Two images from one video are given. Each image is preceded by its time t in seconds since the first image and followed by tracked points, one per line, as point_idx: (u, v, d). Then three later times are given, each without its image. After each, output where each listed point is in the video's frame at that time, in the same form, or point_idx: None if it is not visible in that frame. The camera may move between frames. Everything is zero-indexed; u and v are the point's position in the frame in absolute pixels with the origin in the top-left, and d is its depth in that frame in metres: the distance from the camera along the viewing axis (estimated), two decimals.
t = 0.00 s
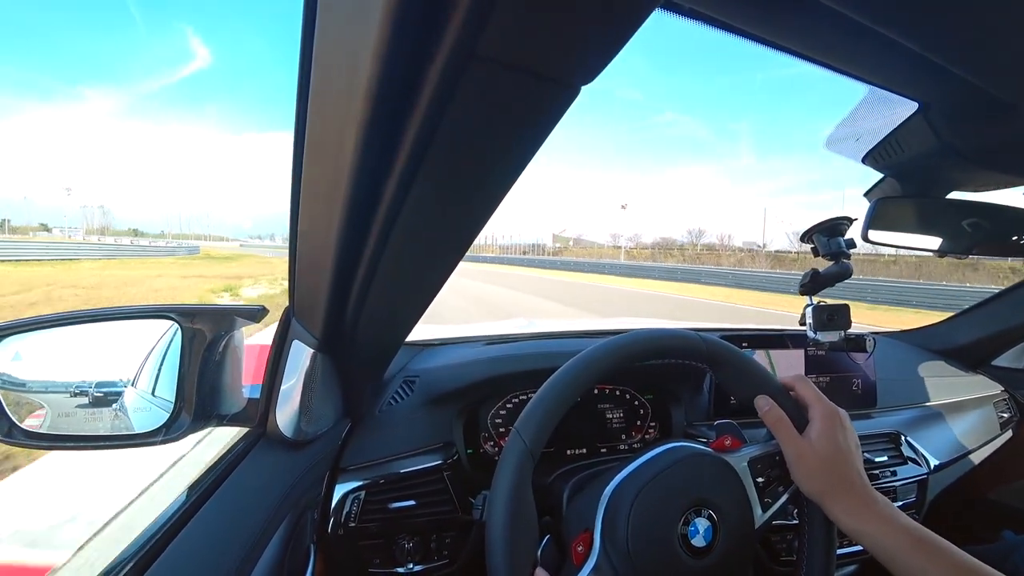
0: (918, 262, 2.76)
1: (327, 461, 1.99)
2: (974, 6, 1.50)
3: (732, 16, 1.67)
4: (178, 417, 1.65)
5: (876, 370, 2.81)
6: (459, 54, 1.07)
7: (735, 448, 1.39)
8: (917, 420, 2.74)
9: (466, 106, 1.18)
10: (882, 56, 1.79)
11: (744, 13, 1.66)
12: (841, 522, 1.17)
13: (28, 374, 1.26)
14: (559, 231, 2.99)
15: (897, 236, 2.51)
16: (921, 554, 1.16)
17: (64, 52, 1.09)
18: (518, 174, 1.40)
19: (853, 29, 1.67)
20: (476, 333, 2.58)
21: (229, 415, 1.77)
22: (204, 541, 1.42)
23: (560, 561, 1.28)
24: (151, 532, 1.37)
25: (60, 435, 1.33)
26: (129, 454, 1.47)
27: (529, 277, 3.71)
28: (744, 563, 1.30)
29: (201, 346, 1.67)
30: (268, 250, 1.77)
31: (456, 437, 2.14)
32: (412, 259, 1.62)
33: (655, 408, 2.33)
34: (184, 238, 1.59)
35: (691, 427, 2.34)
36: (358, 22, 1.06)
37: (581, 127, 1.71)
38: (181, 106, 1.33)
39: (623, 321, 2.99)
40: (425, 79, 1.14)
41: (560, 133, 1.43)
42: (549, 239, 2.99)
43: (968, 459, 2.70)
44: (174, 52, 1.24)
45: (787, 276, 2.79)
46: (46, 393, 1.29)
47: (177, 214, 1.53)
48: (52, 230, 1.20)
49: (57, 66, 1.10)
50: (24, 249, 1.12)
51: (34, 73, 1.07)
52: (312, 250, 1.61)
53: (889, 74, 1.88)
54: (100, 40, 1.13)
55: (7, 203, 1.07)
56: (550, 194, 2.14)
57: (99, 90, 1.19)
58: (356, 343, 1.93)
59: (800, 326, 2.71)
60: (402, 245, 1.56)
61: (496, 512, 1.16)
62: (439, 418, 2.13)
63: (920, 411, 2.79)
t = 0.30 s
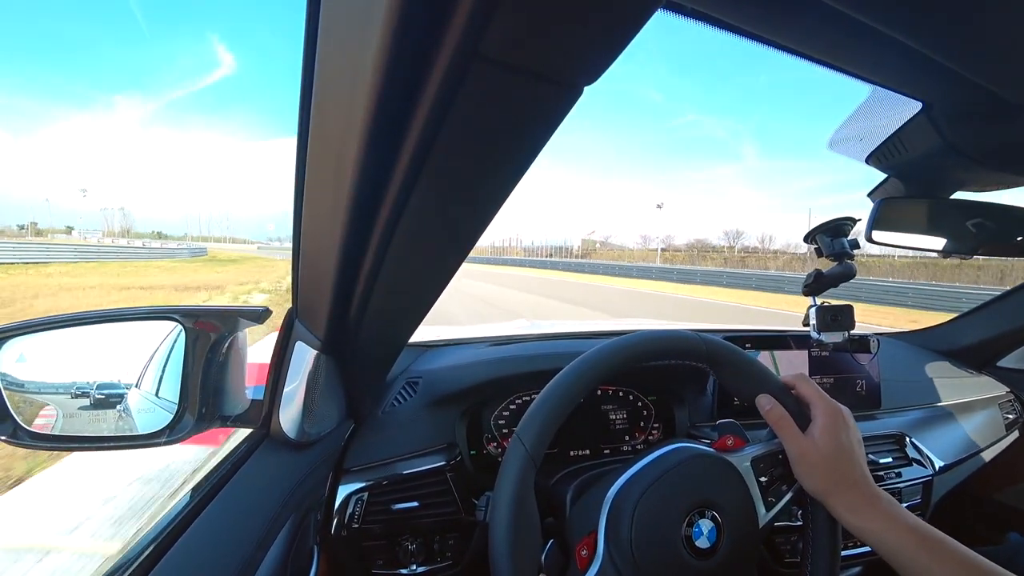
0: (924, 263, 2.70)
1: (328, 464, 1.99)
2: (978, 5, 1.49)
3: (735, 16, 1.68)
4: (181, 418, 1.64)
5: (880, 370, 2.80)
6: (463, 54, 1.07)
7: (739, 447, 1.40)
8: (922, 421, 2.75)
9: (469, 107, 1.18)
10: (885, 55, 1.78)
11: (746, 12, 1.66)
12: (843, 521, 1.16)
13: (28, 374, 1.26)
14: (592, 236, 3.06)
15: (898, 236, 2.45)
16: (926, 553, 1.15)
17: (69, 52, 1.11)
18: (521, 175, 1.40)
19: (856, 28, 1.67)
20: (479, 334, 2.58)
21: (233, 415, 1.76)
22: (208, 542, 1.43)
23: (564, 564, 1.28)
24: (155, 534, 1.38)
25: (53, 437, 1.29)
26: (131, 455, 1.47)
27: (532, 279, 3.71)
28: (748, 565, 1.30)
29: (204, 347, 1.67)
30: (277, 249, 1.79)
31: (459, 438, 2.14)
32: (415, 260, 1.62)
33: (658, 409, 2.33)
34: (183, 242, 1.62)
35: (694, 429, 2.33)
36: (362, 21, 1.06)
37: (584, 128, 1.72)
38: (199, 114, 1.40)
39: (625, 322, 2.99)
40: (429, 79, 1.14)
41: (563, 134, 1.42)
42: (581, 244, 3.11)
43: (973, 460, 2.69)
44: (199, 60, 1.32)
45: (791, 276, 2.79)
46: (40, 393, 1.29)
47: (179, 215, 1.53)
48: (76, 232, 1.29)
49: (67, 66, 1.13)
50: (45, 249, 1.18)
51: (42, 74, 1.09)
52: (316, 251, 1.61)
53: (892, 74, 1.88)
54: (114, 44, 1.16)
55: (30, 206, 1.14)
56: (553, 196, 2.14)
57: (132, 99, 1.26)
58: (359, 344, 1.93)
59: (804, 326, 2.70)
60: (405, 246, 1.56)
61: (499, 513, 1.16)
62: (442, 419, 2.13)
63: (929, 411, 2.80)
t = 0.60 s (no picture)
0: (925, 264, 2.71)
1: (332, 463, 1.99)
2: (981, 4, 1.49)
3: (738, 15, 1.67)
4: (185, 418, 1.64)
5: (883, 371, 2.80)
6: (464, 54, 1.07)
7: (740, 447, 1.39)
8: (926, 421, 2.75)
9: (471, 107, 1.18)
10: (887, 55, 1.78)
11: (749, 12, 1.65)
12: (846, 520, 1.16)
13: (30, 373, 1.26)
14: (622, 239, 3.17)
15: (902, 235, 2.43)
16: (928, 551, 1.15)
17: (82, 55, 1.13)
18: (523, 175, 1.40)
19: (858, 28, 1.67)
20: (482, 334, 2.58)
21: (235, 415, 1.75)
22: (210, 543, 1.43)
23: (566, 565, 1.28)
24: (158, 531, 1.38)
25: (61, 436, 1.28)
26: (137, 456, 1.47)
27: (534, 280, 3.71)
28: (750, 564, 1.30)
29: (207, 347, 1.66)
30: (281, 250, 1.80)
31: (461, 438, 2.15)
32: (417, 261, 1.62)
33: (660, 409, 2.32)
34: (195, 243, 1.62)
35: (697, 429, 2.33)
36: (364, 21, 1.06)
37: (586, 128, 1.72)
38: (222, 118, 1.44)
39: (627, 323, 2.99)
40: (431, 79, 1.14)
41: (565, 134, 1.42)
42: (612, 246, 3.23)
43: (977, 460, 2.68)
44: (225, 68, 1.36)
45: (793, 277, 2.78)
46: (38, 392, 1.28)
47: (183, 216, 1.53)
48: (96, 235, 1.31)
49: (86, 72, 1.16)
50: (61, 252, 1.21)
51: (62, 78, 1.12)
52: (318, 251, 1.61)
53: (896, 73, 1.87)
54: (143, 51, 1.20)
55: (53, 211, 1.19)
56: (556, 196, 2.14)
57: (163, 107, 1.31)
58: (361, 344, 1.94)
59: (807, 327, 2.70)
60: (407, 246, 1.56)
61: (501, 512, 1.16)
62: (444, 419, 2.13)
63: (936, 410, 2.82)
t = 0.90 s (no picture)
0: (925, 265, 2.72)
1: (332, 464, 2.01)
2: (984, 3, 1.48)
3: (739, 14, 1.66)
4: (186, 419, 1.66)
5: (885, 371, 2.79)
6: (465, 55, 1.07)
7: (740, 447, 1.40)
8: (929, 422, 2.74)
9: (472, 107, 1.18)
10: (889, 54, 1.77)
11: (750, 13, 1.65)
12: (848, 519, 1.16)
13: (30, 373, 1.28)
14: (655, 242, 3.12)
15: (904, 236, 2.40)
16: (930, 549, 1.16)
17: (107, 65, 1.15)
18: (525, 176, 1.40)
19: (859, 27, 1.66)
20: (483, 335, 2.58)
21: (237, 416, 1.78)
22: (213, 542, 1.43)
23: (568, 567, 1.29)
24: (160, 533, 1.38)
25: (71, 437, 1.32)
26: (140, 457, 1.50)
27: (535, 282, 3.72)
28: (752, 566, 1.29)
29: (209, 348, 1.67)
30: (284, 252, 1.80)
31: (462, 439, 2.14)
32: (418, 261, 1.62)
33: (661, 410, 2.32)
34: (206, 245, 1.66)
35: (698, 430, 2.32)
36: (365, 22, 1.06)
37: (587, 129, 1.72)
38: (249, 126, 1.47)
39: (628, 324, 2.99)
40: (432, 80, 1.14)
41: (566, 134, 1.42)
42: (645, 250, 3.19)
43: (980, 460, 2.67)
44: (252, 75, 1.37)
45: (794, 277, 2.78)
46: (36, 390, 1.30)
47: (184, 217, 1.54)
48: (112, 239, 1.33)
49: (128, 87, 1.22)
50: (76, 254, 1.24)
51: (99, 89, 1.17)
52: (320, 252, 1.62)
53: (897, 74, 1.87)
54: (172, 62, 1.24)
55: (73, 213, 1.21)
56: (557, 198, 2.14)
57: (190, 114, 1.35)
58: (363, 345, 1.94)
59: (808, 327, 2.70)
60: (409, 247, 1.56)
61: (503, 512, 1.16)
62: (445, 420, 2.13)
63: (941, 410, 2.82)
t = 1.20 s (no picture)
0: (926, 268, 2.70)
1: (333, 465, 2.00)
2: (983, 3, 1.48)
3: (739, 15, 1.66)
4: (188, 419, 1.69)
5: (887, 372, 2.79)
6: (466, 57, 1.07)
7: (743, 447, 1.39)
8: (930, 423, 2.74)
9: (474, 108, 1.18)
10: (889, 55, 1.77)
11: (751, 14, 1.65)
12: (850, 520, 1.16)
13: (33, 372, 1.26)
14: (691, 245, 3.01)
15: (904, 236, 2.39)
16: (932, 551, 1.16)
17: (146, 76, 1.22)
18: (526, 177, 1.40)
19: (859, 28, 1.66)
20: (484, 337, 2.59)
21: (239, 416, 1.82)
22: (216, 541, 1.43)
23: (569, 568, 1.29)
24: (161, 532, 1.37)
25: (73, 437, 1.34)
26: (141, 456, 1.52)
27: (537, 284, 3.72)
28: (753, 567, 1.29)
29: (211, 348, 1.71)
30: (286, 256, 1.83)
31: (463, 440, 2.13)
32: (421, 262, 1.62)
33: (662, 411, 2.32)
34: (217, 247, 1.74)
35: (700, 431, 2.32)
36: (366, 24, 1.06)
37: (589, 130, 1.72)
38: (275, 134, 1.48)
39: (630, 325, 2.99)
40: (433, 81, 1.14)
41: (567, 135, 1.42)
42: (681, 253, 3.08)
43: (982, 461, 2.66)
44: (275, 80, 1.38)
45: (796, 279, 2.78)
46: (35, 390, 1.29)
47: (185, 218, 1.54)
48: (139, 239, 1.40)
49: (155, 90, 1.24)
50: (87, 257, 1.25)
51: (132, 99, 1.21)
52: (322, 253, 1.62)
53: (899, 74, 1.87)
54: (202, 70, 1.28)
55: (95, 216, 1.25)
56: (558, 200, 2.15)
57: (215, 121, 1.39)
58: (364, 346, 1.94)
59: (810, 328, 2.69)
60: (411, 248, 1.56)
61: (504, 513, 1.16)
62: (446, 421, 2.13)
63: (943, 411, 2.82)
